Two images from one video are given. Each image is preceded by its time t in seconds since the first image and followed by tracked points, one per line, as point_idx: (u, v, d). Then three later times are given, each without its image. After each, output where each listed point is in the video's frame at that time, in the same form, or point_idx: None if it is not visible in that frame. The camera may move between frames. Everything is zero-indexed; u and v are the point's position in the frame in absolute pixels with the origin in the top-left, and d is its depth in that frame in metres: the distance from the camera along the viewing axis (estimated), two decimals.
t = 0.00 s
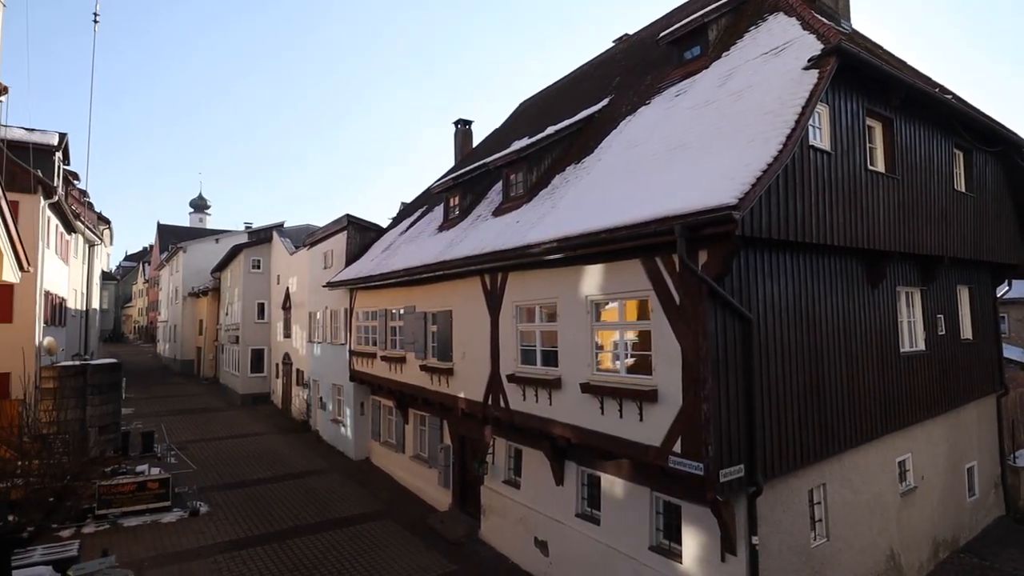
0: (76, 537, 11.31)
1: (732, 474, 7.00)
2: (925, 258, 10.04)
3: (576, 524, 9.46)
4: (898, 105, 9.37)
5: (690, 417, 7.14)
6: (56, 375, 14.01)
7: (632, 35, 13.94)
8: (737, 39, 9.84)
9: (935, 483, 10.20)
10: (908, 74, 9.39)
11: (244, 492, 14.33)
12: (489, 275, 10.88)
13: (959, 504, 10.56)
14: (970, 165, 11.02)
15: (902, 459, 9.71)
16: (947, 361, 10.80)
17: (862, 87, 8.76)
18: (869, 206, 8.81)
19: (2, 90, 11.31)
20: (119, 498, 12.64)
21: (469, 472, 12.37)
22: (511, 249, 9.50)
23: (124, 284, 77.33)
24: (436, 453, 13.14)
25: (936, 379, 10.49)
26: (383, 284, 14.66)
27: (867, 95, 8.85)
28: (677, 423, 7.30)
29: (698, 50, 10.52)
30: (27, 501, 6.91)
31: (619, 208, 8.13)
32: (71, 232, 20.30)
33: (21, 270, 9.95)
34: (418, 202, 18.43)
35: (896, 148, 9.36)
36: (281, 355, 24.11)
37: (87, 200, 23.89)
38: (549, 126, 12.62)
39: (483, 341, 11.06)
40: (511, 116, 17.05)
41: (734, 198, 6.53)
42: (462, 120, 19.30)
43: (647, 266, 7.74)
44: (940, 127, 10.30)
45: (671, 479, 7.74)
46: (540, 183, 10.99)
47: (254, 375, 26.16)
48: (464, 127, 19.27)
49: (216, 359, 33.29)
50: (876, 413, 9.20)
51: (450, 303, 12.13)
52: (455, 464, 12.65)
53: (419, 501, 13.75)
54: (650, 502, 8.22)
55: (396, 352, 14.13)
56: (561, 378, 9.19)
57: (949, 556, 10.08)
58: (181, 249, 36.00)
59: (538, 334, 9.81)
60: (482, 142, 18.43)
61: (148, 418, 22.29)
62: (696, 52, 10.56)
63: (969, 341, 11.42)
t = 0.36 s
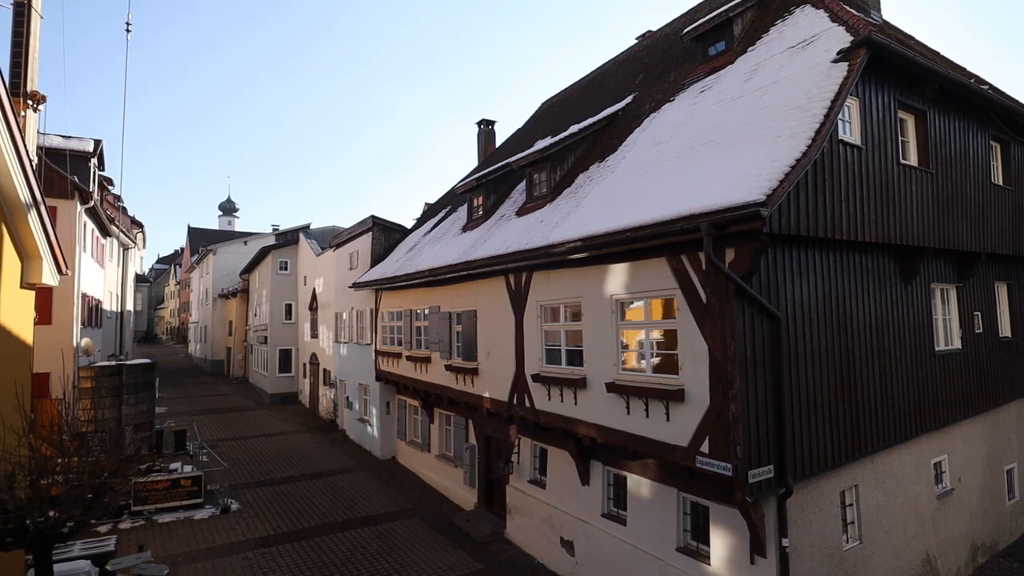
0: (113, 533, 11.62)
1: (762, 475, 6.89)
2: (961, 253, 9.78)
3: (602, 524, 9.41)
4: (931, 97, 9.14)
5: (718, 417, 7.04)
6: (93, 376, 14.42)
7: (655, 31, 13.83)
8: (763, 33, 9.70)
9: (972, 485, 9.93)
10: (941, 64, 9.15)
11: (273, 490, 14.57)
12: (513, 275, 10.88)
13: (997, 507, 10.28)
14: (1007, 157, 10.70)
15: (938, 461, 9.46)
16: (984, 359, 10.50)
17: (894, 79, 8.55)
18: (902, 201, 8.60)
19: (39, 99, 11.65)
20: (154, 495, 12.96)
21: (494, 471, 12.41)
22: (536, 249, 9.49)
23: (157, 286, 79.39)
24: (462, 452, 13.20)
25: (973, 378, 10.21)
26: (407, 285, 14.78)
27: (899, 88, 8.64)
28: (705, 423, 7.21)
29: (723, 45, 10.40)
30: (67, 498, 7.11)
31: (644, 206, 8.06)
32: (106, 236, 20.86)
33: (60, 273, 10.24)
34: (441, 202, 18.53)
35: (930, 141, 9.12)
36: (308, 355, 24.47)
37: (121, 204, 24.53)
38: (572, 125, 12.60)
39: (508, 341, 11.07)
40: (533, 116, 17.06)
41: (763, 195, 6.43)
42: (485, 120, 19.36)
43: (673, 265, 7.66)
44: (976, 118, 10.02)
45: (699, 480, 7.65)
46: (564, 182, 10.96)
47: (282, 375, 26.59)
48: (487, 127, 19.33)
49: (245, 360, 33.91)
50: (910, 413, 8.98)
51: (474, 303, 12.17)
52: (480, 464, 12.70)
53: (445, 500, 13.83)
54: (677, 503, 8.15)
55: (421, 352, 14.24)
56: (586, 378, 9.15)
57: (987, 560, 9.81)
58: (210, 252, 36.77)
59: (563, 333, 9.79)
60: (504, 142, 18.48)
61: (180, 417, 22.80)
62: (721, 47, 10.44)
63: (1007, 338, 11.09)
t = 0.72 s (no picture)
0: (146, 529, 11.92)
1: (790, 476, 6.78)
2: (997, 250, 9.51)
3: (626, 524, 9.36)
4: (965, 89, 8.90)
5: (745, 417, 6.95)
6: (126, 375, 14.79)
7: (677, 28, 13.71)
8: (789, 27, 9.55)
9: (1009, 488, 9.66)
10: (975, 55, 8.91)
11: (300, 487, 14.78)
12: (536, 275, 10.88)
13: None
14: None
15: (973, 463, 9.22)
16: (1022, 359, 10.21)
17: (925, 72, 8.35)
18: (935, 196, 8.39)
19: (73, 106, 11.92)
20: (185, 491, 13.26)
21: (518, 471, 12.42)
22: (558, 249, 9.47)
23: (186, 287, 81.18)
24: (485, 451, 13.24)
25: (1009, 378, 9.92)
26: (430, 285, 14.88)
27: (931, 80, 8.44)
28: (731, 424, 7.12)
29: (747, 40, 10.25)
30: (102, 494, 7.29)
31: (668, 204, 7.99)
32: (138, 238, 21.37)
33: (97, 274, 10.44)
34: (463, 203, 18.62)
35: (963, 134, 8.88)
36: (333, 354, 24.77)
37: (152, 208, 25.11)
38: (594, 123, 12.56)
39: (530, 340, 11.08)
40: (554, 115, 17.05)
41: (790, 192, 6.32)
42: (506, 120, 19.39)
43: (698, 263, 7.58)
44: (1012, 111, 9.74)
45: (725, 480, 7.56)
46: (587, 181, 10.93)
47: (308, 374, 26.97)
48: (508, 127, 19.36)
49: (272, 359, 34.47)
50: (944, 414, 8.76)
51: (497, 302, 12.20)
52: (503, 463, 12.73)
53: (469, 499, 13.89)
54: (703, 504, 8.06)
55: (444, 352, 14.32)
56: (610, 377, 9.11)
57: None
58: (238, 253, 37.48)
59: (586, 332, 9.76)
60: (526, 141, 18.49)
61: (209, 416, 23.27)
62: (745, 42, 10.30)
63: None
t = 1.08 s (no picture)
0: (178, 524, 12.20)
1: (819, 478, 6.66)
2: None
3: (651, 525, 9.29)
4: (1000, 81, 8.64)
5: (773, 418, 6.84)
6: (158, 374, 15.17)
7: (701, 23, 13.55)
8: (816, 21, 9.38)
9: None
10: (1011, 46, 8.65)
11: (326, 485, 14.98)
12: (559, 274, 10.86)
13: None
14: None
15: (1010, 466, 8.96)
16: None
17: (959, 63, 8.13)
18: (969, 191, 8.16)
19: (107, 112, 12.28)
20: (214, 487, 13.56)
21: (541, 470, 12.41)
22: (581, 248, 9.44)
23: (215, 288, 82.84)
24: (509, 451, 13.26)
25: None
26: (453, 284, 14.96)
27: (964, 72, 8.21)
28: (759, 424, 7.02)
29: (773, 34, 10.09)
30: (136, 489, 7.49)
31: (692, 202, 7.91)
32: (168, 240, 21.87)
33: (126, 276, 10.78)
34: (486, 203, 18.67)
35: (999, 127, 8.63)
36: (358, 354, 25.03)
37: (182, 210, 25.68)
38: (616, 122, 12.50)
39: (554, 340, 11.06)
40: (577, 114, 17.00)
41: (818, 188, 6.21)
42: (528, 119, 19.38)
43: (723, 262, 7.49)
44: None
45: (752, 482, 7.46)
46: (610, 179, 10.87)
47: (333, 373, 27.30)
48: (530, 126, 19.35)
49: (298, 358, 34.97)
50: (980, 415, 8.53)
51: (520, 302, 12.21)
52: (527, 463, 12.74)
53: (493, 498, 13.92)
54: (730, 505, 7.96)
55: (468, 351, 14.38)
56: (634, 377, 9.05)
57: None
58: (265, 254, 38.12)
59: (609, 332, 9.72)
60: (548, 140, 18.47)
61: (238, 414, 23.71)
62: (770, 37, 10.15)
63: None
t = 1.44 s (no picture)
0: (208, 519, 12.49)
1: (849, 480, 6.54)
2: None
3: (676, 526, 9.20)
4: None
5: (800, 419, 6.73)
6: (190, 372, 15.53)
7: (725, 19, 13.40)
8: (844, 14, 9.20)
9: None
10: None
11: (351, 483, 15.16)
12: (583, 273, 10.83)
13: None
14: None
15: None
16: None
17: (994, 54, 7.89)
18: (1005, 186, 7.92)
19: (139, 117, 12.66)
20: (243, 484, 13.82)
21: (566, 470, 12.38)
22: (605, 247, 9.40)
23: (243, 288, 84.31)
24: (532, 450, 13.26)
25: None
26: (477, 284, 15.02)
27: (1000, 63, 7.97)
28: (786, 425, 6.91)
29: (800, 29, 9.93)
30: (169, 484, 7.69)
31: (718, 200, 7.82)
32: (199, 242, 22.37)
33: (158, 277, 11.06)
34: (508, 202, 18.71)
35: None
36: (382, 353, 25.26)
37: (211, 212, 26.25)
38: (640, 120, 12.42)
39: (577, 339, 11.03)
40: (599, 112, 16.93)
41: (847, 184, 6.10)
42: (551, 118, 19.36)
43: (749, 260, 7.39)
44: None
45: (780, 484, 7.34)
46: (633, 178, 10.81)
47: (358, 373, 27.59)
48: (553, 125, 19.32)
49: (323, 358, 35.40)
50: (1017, 416, 8.28)
51: (543, 301, 12.21)
52: (551, 462, 12.72)
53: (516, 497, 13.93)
54: (757, 507, 7.85)
55: (491, 351, 14.42)
56: (658, 377, 8.99)
57: None
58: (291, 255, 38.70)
59: (634, 331, 9.66)
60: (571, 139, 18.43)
61: (265, 412, 24.09)
62: (797, 31, 9.99)
63: None
